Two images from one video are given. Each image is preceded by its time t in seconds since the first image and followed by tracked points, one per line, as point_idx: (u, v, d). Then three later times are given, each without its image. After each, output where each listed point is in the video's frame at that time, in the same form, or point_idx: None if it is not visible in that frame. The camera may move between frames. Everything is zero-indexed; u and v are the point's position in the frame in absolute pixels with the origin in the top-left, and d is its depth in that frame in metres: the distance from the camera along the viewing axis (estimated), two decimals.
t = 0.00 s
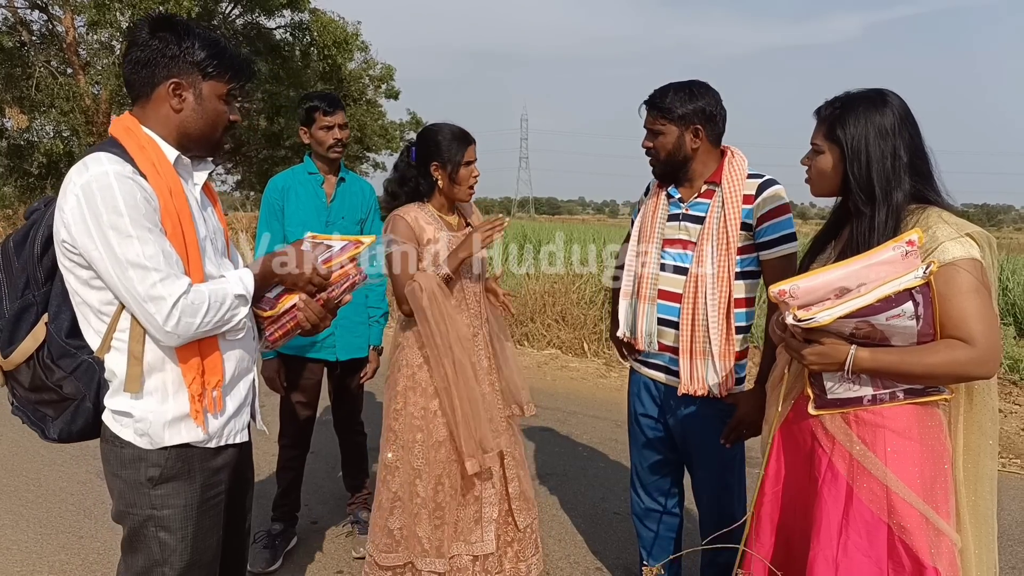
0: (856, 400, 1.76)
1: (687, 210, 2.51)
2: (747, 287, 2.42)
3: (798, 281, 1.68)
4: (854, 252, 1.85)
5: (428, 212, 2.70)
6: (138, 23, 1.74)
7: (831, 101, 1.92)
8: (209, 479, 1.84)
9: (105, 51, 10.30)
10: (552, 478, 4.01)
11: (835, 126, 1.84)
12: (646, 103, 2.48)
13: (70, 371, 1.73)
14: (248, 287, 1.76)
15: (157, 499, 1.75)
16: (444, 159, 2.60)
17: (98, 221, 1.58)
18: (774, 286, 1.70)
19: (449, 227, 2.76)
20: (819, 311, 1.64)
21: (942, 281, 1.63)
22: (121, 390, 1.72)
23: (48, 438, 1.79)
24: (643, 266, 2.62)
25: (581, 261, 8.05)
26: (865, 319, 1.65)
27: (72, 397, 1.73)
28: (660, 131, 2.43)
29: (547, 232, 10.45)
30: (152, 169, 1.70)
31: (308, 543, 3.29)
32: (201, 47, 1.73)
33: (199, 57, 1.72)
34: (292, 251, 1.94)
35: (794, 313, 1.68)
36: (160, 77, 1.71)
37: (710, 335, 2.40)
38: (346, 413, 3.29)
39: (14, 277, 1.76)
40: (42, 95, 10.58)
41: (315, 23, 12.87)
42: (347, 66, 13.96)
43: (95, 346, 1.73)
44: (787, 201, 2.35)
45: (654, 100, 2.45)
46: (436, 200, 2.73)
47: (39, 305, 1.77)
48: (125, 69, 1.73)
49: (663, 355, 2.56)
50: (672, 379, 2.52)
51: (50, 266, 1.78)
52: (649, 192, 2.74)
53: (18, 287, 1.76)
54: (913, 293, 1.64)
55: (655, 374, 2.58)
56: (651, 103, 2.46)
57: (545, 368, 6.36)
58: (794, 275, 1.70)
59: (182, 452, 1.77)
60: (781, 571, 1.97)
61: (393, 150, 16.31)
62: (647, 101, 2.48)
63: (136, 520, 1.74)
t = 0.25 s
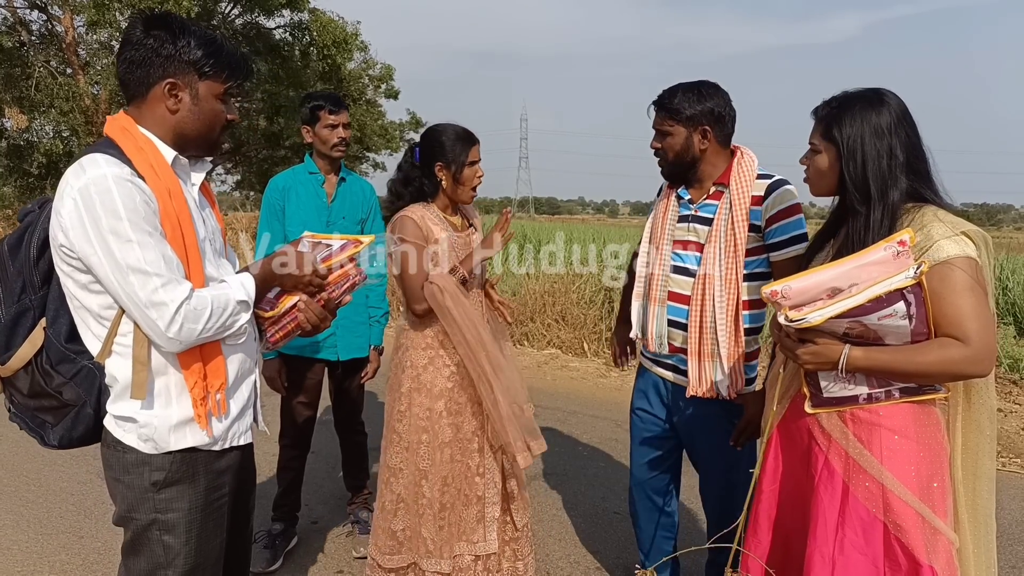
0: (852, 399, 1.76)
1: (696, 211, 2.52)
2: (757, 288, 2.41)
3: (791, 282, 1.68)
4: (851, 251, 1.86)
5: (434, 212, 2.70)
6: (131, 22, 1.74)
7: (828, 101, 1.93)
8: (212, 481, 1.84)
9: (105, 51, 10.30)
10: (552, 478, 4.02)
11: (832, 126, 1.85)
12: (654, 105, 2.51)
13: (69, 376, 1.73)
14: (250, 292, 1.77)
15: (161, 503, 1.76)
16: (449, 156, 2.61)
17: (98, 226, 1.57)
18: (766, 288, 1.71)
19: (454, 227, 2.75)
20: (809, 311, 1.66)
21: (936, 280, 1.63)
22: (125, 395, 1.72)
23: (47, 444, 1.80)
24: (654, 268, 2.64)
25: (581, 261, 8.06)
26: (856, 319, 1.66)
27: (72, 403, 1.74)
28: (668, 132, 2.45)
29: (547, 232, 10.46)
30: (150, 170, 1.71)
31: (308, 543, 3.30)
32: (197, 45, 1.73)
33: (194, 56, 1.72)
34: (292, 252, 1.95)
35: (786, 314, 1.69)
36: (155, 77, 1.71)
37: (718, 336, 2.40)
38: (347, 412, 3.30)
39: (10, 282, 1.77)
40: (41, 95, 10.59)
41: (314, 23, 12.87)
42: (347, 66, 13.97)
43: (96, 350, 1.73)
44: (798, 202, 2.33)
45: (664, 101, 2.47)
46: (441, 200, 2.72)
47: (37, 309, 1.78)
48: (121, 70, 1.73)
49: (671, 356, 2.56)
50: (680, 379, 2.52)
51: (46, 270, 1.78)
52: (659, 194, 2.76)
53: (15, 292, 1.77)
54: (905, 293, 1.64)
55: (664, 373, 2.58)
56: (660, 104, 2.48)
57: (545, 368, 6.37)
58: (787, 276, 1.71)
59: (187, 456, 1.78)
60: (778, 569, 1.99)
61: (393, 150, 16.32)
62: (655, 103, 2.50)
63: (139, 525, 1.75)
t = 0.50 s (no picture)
0: (849, 398, 1.76)
1: (691, 211, 2.52)
2: (753, 286, 2.42)
3: (785, 281, 1.68)
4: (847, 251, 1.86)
5: (439, 214, 2.66)
6: (129, 22, 1.73)
7: (823, 103, 1.93)
8: (211, 485, 1.85)
9: (104, 52, 10.29)
10: (552, 478, 4.02)
11: (827, 128, 1.85)
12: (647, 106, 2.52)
13: (66, 380, 1.75)
14: (251, 300, 1.78)
15: (160, 508, 1.76)
16: (461, 157, 2.61)
17: (101, 229, 1.57)
18: (761, 287, 1.71)
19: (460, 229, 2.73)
20: (804, 310, 1.65)
21: (932, 279, 1.64)
22: (123, 398, 1.72)
23: (42, 447, 1.81)
24: (651, 267, 2.64)
25: (581, 261, 8.06)
26: (850, 318, 1.66)
27: (68, 407, 1.75)
28: (663, 133, 2.45)
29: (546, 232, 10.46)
30: (154, 173, 1.71)
31: (308, 544, 3.30)
32: (199, 44, 1.73)
33: (196, 56, 1.71)
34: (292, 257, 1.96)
35: (780, 313, 1.70)
36: (157, 80, 1.72)
37: (716, 333, 2.40)
38: (346, 413, 3.30)
39: (6, 283, 1.76)
40: (41, 96, 10.59)
41: (314, 23, 12.88)
42: (346, 67, 13.97)
43: (95, 353, 1.73)
44: (790, 199, 2.34)
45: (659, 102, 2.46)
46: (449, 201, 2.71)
47: (33, 310, 1.78)
48: (122, 72, 1.73)
49: (669, 355, 2.56)
50: (679, 378, 2.52)
51: (44, 270, 1.78)
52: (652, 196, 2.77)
53: (12, 292, 1.77)
54: (898, 292, 1.64)
55: (661, 372, 2.58)
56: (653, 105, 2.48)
57: (545, 368, 6.37)
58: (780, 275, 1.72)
59: (186, 461, 1.78)
60: (775, 569, 1.99)
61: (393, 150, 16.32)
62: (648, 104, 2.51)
63: (137, 529, 1.74)
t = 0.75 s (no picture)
0: (847, 398, 1.76)
1: (675, 211, 2.52)
2: (737, 283, 2.43)
3: (784, 280, 1.68)
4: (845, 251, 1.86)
5: (441, 216, 2.67)
6: (130, 25, 1.73)
7: (819, 105, 1.93)
8: (209, 489, 1.85)
9: (103, 54, 10.29)
10: (551, 478, 4.02)
11: (823, 129, 1.86)
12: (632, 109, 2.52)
13: (64, 382, 1.75)
14: (245, 301, 1.77)
15: (158, 511, 1.75)
16: (467, 161, 2.60)
17: (101, 230, 1.57)
18: (760, 286, 1.71)
19: (461, 232, 2.73)
20: (803, 310, 1.65)
21: (930, 279, 1.64)
22: (121, 401, 1.72)
23: (38, 451, 1.80)
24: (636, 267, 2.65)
25: (580, 262, 8.06)
26: (849, 318, 1.66)
27: (66, 409, 1.75)
28: (647, 137, 2.44)
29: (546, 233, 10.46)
30: (155, 175, 1.71)
31: (307, 546, 3.30)
32: (201, 46, 1.73)
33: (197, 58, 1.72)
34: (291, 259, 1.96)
35: (779, 313, 1.69)
36: (159, 82, 1.72)
37: (701, 330, 2.41)
38: (345, 414, 3.30)
39: (4, 284, 1.77)
40: (40, 98, 10.59)
41: (313, 24, 12.88)
42: (345, 68, 13.97)
43: (93, 356, 1.73)
44: (771, 199, 2.37)
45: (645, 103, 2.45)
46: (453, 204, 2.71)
47: (32, 312, 1.78)
48: (124, 75, 1.73)
49: (655, 353, 2.56)
50: (667, 375, 2.52)
51: (42, 272, 1.78)
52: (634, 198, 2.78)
53: (10, 293, 1.77)
54: (896, 291, 1.64)
55: (649, 370, 2.58)
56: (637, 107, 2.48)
57: (544, 369, 6.37)
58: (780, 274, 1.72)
59: (184, 465, 1.78)
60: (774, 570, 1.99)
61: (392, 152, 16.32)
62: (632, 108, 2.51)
63: (135, 533, 1.74)
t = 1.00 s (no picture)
0: (846, 399, 1.76)
1: (662, 214, 2.53)
2: (726, 282, 2.43)
3: (785, 280, 1.68)
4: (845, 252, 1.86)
5: (441, 217, 2.66)
6: (135, 27, 1.73)
7: (817, 106, 1.93)
8: (210, 489, 1.84)
9: (102, 55, 10.28)
10: (551, 479, 4.02)
11: (822, 130, 1.86)
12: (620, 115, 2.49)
13: (64, 385, 1.74)
14: (222, 301, 1.74)
15: (159, 512, 1.75)
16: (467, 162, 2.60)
17: (92, 231, 1.56)
18: (761, 285, 1.71)
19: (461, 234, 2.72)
20: (804, 310, 1.65)
21: (931, 281, 1.63)
22: (121, 403, 1.71)
23: (38, 452, 1.81)
24: (625, 269, 2.65)
25: (579, 263, 8.06)
26: (850, 317, 1.66)
27: (66, 412, 1.75)
28: (646, 143, 2.42)
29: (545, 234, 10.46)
30: (153, 177, 1.71)
31: (307, 547, 3.30)
32: (205, 51, 1.73)
33: (202, 62, 1.72)
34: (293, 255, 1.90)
35: (780, 312, 1.69)
36: (162, 85, 1.71)
37: (694, 329, 2.41)
38: (344, 415, 3.29)
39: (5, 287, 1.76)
40: (39, 99, 10.59)
41: (313, 25, 12.88)
42: (345, 69, 13.98)
43: (93, 359, 1.73)
44: (755, 197, 2.37)
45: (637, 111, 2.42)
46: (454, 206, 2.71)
47: (32, 314, 1.77)
48: (128, 76, 1.73)
49: (649, 353, 2.56)
50: (663, 375, 2.51)
51: (43, 275, 1.77)
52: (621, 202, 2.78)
53: (11, 296, 1.76)
54: (898, 291, 1.64)
55: (644, 370, 2.57)
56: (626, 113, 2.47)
57: (544, 369, 6.37)
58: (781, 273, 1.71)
59: (185, 465, 1.78)
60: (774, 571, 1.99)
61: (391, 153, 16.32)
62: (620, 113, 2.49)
63: (136, 534, 1.74)
